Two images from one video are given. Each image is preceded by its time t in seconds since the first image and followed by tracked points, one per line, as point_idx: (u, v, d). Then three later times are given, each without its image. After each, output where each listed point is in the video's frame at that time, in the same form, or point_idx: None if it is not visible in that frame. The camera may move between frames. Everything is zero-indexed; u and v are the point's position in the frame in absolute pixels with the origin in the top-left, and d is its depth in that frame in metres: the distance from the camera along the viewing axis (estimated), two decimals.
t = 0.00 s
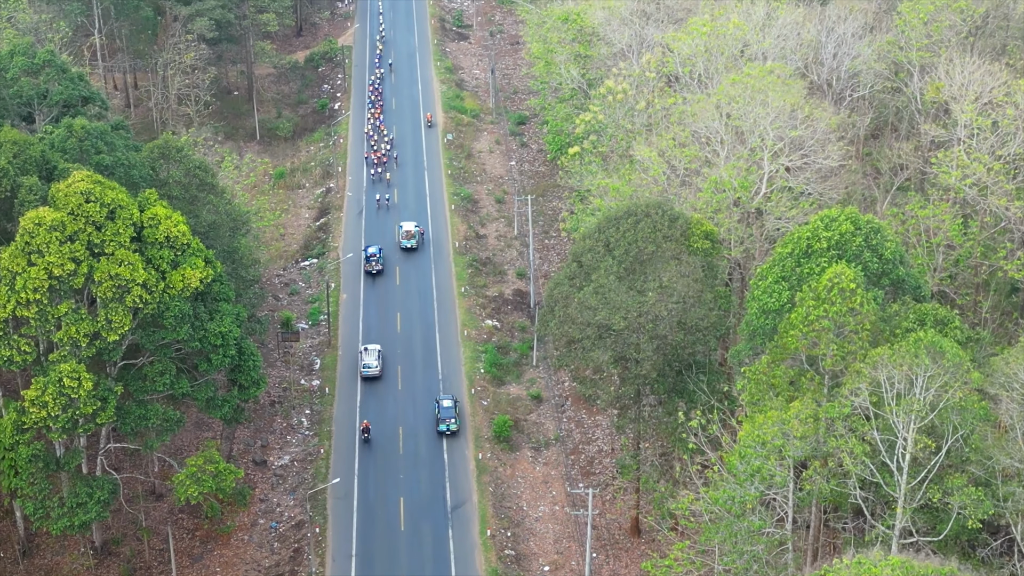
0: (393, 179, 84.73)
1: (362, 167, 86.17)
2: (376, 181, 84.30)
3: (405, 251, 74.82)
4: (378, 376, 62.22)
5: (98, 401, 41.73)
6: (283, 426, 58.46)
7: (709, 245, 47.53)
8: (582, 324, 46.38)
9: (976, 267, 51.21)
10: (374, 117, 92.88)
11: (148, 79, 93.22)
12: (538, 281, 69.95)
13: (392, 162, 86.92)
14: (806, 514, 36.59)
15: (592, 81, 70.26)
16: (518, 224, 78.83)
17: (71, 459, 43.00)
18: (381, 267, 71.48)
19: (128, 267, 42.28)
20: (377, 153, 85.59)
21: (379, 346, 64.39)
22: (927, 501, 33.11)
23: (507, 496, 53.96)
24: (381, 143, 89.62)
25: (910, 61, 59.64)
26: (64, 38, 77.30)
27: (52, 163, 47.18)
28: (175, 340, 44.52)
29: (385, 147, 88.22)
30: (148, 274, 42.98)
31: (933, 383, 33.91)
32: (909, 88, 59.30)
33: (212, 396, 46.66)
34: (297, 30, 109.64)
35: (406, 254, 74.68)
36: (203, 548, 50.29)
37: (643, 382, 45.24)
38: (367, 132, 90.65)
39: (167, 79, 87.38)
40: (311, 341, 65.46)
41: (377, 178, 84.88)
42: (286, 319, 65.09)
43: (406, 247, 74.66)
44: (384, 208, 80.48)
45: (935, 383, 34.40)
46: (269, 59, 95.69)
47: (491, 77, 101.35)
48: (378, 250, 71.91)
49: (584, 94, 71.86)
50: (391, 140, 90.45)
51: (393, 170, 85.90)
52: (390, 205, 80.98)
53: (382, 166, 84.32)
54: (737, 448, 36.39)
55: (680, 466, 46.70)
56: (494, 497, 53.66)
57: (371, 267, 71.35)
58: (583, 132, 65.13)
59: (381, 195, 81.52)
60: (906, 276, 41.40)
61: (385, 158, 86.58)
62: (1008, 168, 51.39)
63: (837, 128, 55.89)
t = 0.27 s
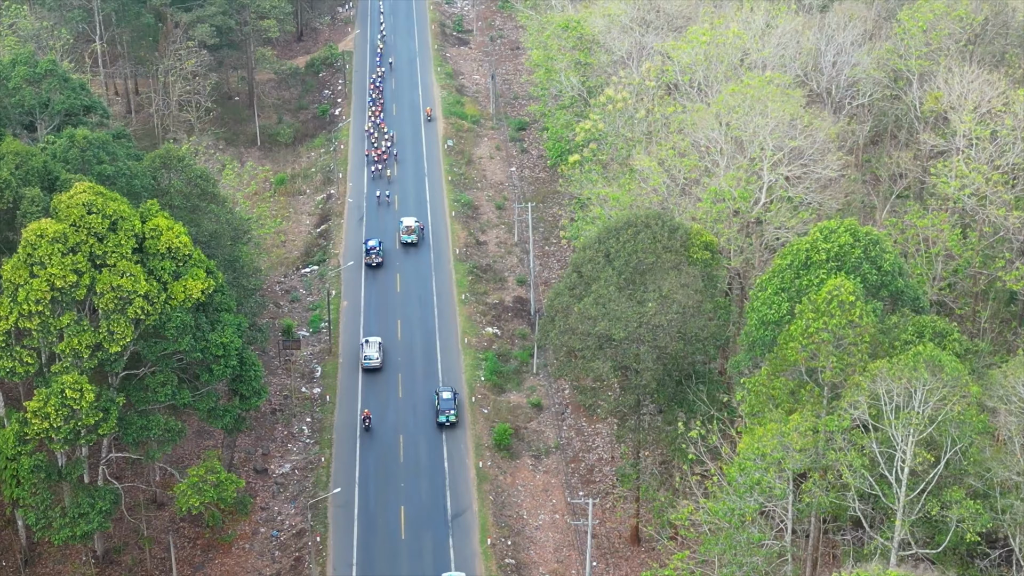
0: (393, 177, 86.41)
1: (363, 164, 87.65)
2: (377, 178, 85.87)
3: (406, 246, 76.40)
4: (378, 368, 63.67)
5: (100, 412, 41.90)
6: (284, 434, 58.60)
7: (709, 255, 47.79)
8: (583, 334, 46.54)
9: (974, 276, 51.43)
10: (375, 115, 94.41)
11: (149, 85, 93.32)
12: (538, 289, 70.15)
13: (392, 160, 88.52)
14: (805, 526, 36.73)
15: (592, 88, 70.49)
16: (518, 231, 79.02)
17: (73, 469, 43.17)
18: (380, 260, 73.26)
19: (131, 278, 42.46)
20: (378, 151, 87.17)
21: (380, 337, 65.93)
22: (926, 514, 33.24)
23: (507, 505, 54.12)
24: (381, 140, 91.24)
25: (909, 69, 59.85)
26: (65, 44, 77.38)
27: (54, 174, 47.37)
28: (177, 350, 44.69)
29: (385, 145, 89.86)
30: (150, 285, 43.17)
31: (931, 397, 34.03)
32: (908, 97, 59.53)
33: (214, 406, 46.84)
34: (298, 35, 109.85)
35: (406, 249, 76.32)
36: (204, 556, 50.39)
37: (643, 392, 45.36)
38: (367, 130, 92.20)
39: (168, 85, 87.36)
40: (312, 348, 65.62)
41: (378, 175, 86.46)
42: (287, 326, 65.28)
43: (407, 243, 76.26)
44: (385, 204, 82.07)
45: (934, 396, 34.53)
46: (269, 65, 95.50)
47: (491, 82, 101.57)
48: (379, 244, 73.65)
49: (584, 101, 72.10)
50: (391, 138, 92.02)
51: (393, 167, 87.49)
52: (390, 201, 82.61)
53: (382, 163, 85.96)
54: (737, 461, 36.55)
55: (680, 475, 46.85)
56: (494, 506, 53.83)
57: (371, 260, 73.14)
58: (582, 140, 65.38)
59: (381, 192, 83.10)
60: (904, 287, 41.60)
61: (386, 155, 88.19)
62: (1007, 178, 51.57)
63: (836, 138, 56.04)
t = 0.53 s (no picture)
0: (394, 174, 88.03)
1: (363, 163, 89.20)
2: (378, 175, 87.48)
3: (405, 242, 78.07)
4: (379, 360, 65.18)
5: (102, 423, 42.03)
6: (285, 442, 58.75)
7: (708, 266, 47.86)
8: (583, 344, 46.66)
9: (973, 286, 51.66)
10: (375, 113, 95.95)
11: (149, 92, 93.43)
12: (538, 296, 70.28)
13: (392, 156, 90.18)
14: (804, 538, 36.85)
15: (593, 97, 70.67)
16: (518, 238, 79.18)
17: (75, 480, 43.42)
18: (380, 253, 75.12)
19: (132, 289, 42.61)
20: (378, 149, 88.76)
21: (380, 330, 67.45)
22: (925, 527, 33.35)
23: (507, 513, 54.24)
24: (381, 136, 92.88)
25: (908, 78, 60.00)
26: (67, 52, 77.46)
27: (56, 185, 47.59)
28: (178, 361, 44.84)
29: (385, 142, 91.47)
30: (152, 296, 43.31)
31: (930, 411, 34.15)
32: (907, 106, 59.74)
33: (215, 416, 47.03)
34: (298, 40, 110.06)
35: (406, 244, 77.99)
36: (205, 565, 50.47)
37: (643, 403, 45.49)
38: (368, 128, 93.76)
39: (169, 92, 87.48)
40: (312, 356, 65.77)
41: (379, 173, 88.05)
42: (288, 334, 65.49)
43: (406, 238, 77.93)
44: (385, 201, 83.70)
45: (933, 410, 34.65)
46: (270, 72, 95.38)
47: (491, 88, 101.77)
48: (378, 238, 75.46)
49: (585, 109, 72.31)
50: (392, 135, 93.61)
51: (394, 165, 89.09)
52: (391, 197, 84.27)
53: (382, 160, 87.62)
54: (737, 473, 36.69)
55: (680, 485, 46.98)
56: (494, 515, 53.97)
57: (371, 253, 74.97)
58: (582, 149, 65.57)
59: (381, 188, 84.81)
60: (903, 299, 41.78)
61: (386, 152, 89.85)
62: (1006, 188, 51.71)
63: (835, 147, 56.25)
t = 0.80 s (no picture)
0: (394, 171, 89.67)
1: (364, 161, 90.76)
2: (379, 172, 89.13)
3: (405, 237, 79.77)
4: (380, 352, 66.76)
5: (104, 434, 42.17)
6: (286, 450, 58.90)
7: (708, 276, 48.25)
8: (583, 355, 46.79)
9: (972, 295, 51.79)
10: (376, 111, 97.55)
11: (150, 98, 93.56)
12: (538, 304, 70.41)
13: (392, 153, 91.91)
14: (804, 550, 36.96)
15: (593, 105, 70.83)
16: (518, 244, 79.33)
17: (77, 490, 43.57)
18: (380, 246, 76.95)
19: (134, 301, 42.79)
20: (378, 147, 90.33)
21: (381, 324, 68.76)
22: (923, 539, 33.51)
23: (508, 522, 54.37)
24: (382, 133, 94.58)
25: (907, 86, 60.18)
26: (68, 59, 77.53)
27: (58, 196, 47.80)
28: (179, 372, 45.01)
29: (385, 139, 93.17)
30: (153, 308, 43.48)
31: (929, 425, 34.31)
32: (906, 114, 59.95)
33: (216, 426, 47.22)
34: (299, 45, 110.23)
35: (406, 239, 79.68)
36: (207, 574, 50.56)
37: (643, 413, 45.62)
38: (368, 126, 95.36)
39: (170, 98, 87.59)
40: (313, 363, 65.93)
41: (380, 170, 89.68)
42: (289, 342, 65.71)
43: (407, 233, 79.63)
44: (385, 197, 85.38)
45: (931, 424, 34.76)
46: (271, 77, 95.51)
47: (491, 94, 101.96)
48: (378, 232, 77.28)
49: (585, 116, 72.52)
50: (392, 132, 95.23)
51: (394, 162, 90.70)
52: (391, 193, 86.00)
53: (382, 157, 89.28)
54: (737, 485, 36.84)
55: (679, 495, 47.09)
56: (495, 523, 54.12)
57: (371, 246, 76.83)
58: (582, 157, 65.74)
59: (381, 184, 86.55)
60: (901, 310, 41.97)
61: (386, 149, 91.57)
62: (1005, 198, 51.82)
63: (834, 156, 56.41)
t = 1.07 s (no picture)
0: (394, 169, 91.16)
1: (365, 158, 92.22)
2: (379, 169, 90.71)
3: (405, 232, 81.31)
4: (380, 345, 68.23)
5: (106, 446, 42.33)
6: (287, 458, 59.08)
7: (707, 287, 48.31)
8: (583, 365, 47.00)
9: (971, 305, 51.89)
10: (377, 109, 99.05)
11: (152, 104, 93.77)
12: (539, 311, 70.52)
13: (392, 151, 93.46)
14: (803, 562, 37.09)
15: (593, 113, 71.06)
16: (519, 251, 79.47)
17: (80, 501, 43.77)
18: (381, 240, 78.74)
19: (136, 312, 42.99)
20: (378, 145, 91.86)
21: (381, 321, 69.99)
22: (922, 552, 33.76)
23: (508, 531, 54.53)
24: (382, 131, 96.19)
25: (907, 94, 60.41)
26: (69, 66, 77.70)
27: (60, 208, 48.11)
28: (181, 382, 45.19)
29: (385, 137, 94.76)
30: (155, 319, 43.68)
31: (928, 439, 34.50)
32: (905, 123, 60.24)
33: (218, 437, 47.43)
34: (300, 51, 110.47)
35: (406, 234, 81.25)
36: None
37: (643, 423, 45.78)
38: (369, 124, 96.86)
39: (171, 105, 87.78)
40: (314, 371, 66.12)
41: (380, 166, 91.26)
42: (290, 349, 65.96)
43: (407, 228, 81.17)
44: (386, 194, 86.90)
45: (930, 438, 34.90)
46: (272, 83, 95.67)
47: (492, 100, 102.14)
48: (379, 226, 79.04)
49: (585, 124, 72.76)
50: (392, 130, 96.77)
51: (394, 160, 92.22)
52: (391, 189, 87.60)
53: (383, 154, 90.87)
54: (736, 497, 37.00)
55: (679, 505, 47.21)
56: (495, 532, 54.29)
57: (372, 240, 78.62)
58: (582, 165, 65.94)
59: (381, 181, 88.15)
60: (899, 321, 42.13)
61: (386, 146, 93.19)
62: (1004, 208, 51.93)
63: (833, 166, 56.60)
